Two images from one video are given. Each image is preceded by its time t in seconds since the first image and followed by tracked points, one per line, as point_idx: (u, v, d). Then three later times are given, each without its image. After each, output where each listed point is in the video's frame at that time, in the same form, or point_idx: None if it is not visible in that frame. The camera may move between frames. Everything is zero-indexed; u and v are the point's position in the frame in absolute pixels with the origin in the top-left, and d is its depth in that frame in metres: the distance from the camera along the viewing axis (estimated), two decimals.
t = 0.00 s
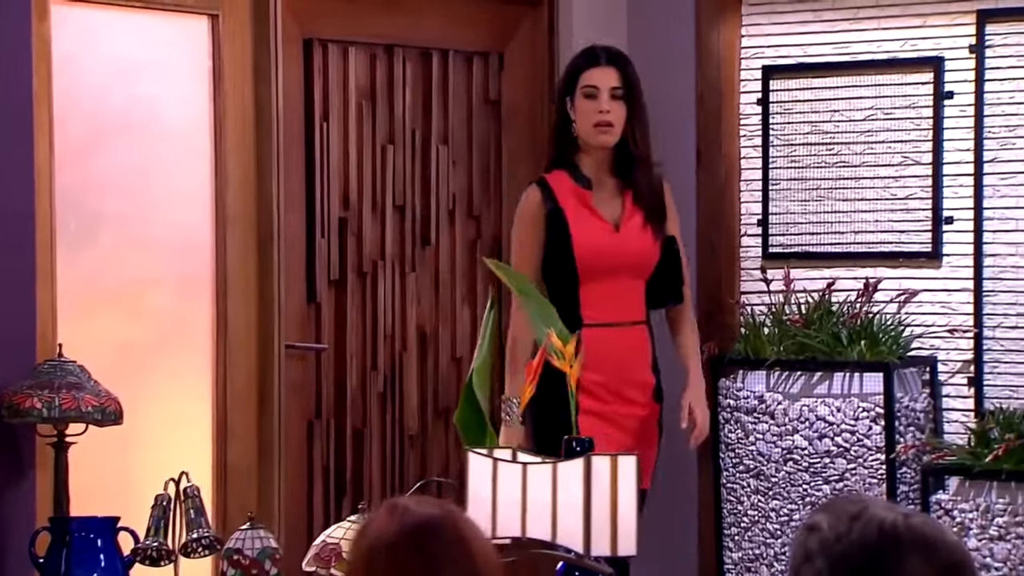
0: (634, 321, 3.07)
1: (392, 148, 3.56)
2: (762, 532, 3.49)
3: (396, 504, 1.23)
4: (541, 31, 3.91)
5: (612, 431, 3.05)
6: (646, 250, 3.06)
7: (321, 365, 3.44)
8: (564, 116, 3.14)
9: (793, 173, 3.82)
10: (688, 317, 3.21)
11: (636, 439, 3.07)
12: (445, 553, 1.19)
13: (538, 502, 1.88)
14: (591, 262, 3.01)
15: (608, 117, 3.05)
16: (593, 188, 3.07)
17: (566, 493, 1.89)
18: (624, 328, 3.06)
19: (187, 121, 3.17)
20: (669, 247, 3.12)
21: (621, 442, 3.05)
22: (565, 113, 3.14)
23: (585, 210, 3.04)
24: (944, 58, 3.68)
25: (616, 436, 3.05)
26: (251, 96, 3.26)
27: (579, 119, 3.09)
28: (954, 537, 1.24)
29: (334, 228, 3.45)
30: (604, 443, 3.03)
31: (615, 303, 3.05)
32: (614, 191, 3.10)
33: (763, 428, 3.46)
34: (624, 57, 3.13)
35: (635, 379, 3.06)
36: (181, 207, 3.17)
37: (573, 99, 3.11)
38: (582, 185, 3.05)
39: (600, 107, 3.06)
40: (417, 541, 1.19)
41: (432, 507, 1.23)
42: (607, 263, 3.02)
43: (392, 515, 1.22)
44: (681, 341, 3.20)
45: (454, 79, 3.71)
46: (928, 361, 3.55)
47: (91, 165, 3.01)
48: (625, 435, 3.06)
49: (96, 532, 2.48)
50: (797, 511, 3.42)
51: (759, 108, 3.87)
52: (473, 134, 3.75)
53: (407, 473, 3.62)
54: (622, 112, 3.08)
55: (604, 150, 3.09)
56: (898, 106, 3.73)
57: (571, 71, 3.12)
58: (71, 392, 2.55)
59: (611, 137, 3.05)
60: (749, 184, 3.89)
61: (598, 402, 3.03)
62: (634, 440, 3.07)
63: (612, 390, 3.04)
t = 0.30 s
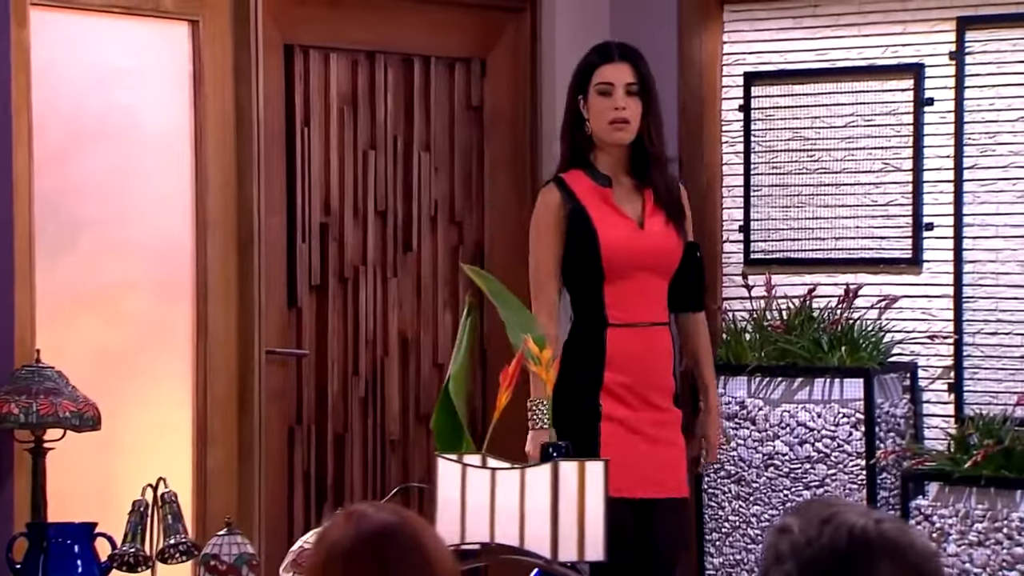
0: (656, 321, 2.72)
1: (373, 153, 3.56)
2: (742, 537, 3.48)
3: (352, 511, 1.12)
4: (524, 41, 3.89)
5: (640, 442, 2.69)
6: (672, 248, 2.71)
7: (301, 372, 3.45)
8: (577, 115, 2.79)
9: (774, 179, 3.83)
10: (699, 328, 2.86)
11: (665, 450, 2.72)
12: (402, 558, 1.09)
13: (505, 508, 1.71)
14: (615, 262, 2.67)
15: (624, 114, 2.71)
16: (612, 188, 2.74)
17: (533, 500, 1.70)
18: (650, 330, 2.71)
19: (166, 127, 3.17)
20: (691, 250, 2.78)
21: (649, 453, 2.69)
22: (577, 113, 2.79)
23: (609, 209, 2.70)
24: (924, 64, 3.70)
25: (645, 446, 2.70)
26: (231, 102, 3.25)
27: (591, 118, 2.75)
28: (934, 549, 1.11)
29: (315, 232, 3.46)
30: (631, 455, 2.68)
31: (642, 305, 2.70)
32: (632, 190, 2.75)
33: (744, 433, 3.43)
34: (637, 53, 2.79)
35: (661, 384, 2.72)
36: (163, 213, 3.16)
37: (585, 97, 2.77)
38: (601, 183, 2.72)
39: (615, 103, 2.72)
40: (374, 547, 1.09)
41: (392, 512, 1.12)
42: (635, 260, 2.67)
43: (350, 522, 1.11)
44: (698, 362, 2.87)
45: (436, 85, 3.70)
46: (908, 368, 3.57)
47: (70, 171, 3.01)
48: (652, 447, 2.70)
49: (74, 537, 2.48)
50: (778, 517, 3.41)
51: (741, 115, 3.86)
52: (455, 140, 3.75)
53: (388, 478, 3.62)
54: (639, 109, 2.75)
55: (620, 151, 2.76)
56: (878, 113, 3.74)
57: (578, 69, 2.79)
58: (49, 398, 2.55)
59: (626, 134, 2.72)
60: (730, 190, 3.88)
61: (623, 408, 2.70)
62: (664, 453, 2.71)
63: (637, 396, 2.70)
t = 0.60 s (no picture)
0: (657, 327, 2.74)
1: (348, 160, 3.57)
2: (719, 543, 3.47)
3: (312, 516, 1.26)
4: (500, 44, 3.89)
5: (640, 446, 2.72)
6: (671, 255, 2.74)
7: (276, 377, 3.44)
8: (582, 116, 2.80)
9: (749, 185, 3.84)
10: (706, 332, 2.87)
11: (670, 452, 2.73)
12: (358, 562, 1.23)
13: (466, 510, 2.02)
14: (617, 267, 2.68)
15: (631, 117, 2.74)
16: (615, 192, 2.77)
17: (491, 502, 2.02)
18: (650, 336, 2.72)
19: (139, 133, 3.16)
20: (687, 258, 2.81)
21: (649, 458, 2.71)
22: (583, 113, 2.80)
23: (609, 213, 2.72)
24: (897, 71, 3.72)
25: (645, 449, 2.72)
26: (206, 107, 3.25)
27: (597, 120, 2.77)
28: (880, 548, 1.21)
29: (290, 239, 3.46)
30: (630, 459, 2.71)
31: (642, 310, 2.71)
32: (634, 194, 2.78)
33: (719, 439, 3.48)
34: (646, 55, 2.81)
35: (662, 388, 2.73)
36: (136, 217, 3.16)
37: (592, 97, 2.79)
38: (602, 187, 2.75)
39: (622, 105, 2.74)
40: (334, 552, 1.23)
41: (348, 518, 1.26)
42: (635, 266, 2.69)
43: (308, 526, 1.25)
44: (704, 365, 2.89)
45: (411, 91, 3.71)
46: (881, 374, 3.56)
47: (44, 177, 3.01)
48: (653, 449, 2.72)
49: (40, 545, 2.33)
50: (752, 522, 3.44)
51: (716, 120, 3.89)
52: (431, 147, 3.76)
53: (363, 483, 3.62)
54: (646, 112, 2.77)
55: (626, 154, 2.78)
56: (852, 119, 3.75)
57: (587, 68, 2.80)
58: (19, 403, 2.48)
59: (632, 137, 2.74)
60: (706, 197, 3.90)
61: (625, 415, 2.71)
62: (669, 453, 2.73)
63: (636, 401, 2.71)
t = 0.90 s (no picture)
0: (662, 330, 2.77)
1: (318, 163, 3.56)
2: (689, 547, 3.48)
3: (265, 519, 1.32)
4: (470, 49, 3.86)
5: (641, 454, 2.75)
6: (672, 256, 2.76)
7: (244, 381, 3.44)
8: (590, 121, 2.88)
9: (719, 189, 3.84)
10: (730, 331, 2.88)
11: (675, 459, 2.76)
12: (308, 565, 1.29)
13: (422, 520, 2.21)
14: (614, 270, 2.73)
15: (631, 118, 2.79)
16: (620, 194, 2.82)
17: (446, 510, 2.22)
18: (656, 338, 2.76)
19: (107, 136, 3.15)
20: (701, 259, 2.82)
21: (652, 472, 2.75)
22: (591, 117, 2.88)
23: (609, 217, 2.78)
24: (866, 76, 3.74)
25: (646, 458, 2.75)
26: (174, 110, 3.25)
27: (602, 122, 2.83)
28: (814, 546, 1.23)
29: (259, 243, 3.46)
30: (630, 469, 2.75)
31: (645, 313, 2.75)
32: (643, 196, 2.83)
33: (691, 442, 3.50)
34: (651, 57, 2.86)
35: (666, 394, 2.76)
36: (107, 221, 3.16)
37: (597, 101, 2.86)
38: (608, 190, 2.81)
39: (622, 106, 2.80)
40: (285, 555, 1.28)
41: (303, 522, 1.32)
42: (631, 270, 2.73)
43: (261, 528, 1.31)
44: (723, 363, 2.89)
45: (381, 95, 3.70)
46: (850, 378, 3.58)
47: (11, 181, 3.00)
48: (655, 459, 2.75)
49: (7, 547, 2.31)
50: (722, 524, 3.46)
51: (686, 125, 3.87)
52: (402, 151, 3.76)
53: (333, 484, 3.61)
54: (647, 112, 2.82)
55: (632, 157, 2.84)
56: (820, 124, 3.77)
57: (592, 73, 2.88)
58: None
59: (634, 137, 2.80)
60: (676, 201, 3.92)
61: (624, 425, 2.76)
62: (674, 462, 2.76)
63: (637, 409, 2.75)
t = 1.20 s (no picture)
0: (650, 333, 2.67)
1: (290, 167, 3.56)
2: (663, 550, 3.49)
3: (219, 521, 1.21)
4: (445, 53, 3.85)
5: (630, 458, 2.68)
6: (658, 257, 2.65)
7: (216, 386, 3.43)
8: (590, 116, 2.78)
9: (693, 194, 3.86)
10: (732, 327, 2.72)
11: (664, 463, 2.68)
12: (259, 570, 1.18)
13: (381, 526, 2.27)
14: (597, 272, 2.67)
15: (622, 114, 2.68)
16: (613, 194, 2.73)
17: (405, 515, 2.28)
18: (641, 340, 2.67)
19: (77, 139, 3.14)
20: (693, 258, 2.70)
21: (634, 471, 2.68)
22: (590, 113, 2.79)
23: (598, 216, 2.70)
24: (838, 80, 3.75)
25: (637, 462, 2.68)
26: (144, 112, 3.24)
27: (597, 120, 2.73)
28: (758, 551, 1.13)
29: (231, 247, 3.45)
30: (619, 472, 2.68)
31: (627, 314, 2.67)
32: (638, 194, 2.72)
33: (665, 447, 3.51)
34: (646, 51, 2.74)
35: (657, 397, 2.67)
36: (76, 228, 3.15)
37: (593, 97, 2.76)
38: (601, 190, 2.73)
39: (612, 103, 2.69)
40: (239, 559, 1.19)
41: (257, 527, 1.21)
42: (610, 272, 2.66)
43: (214, 532, 1.20)
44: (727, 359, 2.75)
45: (354, 98, 3.70)
46: (823, 381, 3.58)
47: None
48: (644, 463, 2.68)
49: None
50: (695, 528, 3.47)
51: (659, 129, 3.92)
52: (375, 154, 3.75)
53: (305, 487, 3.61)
54: (640, 109, 2.70)
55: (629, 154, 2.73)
56: (793, 127, 3.77)
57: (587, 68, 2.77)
58: None
59: (627, 135, 2.69)
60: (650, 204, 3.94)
61: (615, 425, 2.68)
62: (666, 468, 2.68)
63: (624, 411, 2.68)
